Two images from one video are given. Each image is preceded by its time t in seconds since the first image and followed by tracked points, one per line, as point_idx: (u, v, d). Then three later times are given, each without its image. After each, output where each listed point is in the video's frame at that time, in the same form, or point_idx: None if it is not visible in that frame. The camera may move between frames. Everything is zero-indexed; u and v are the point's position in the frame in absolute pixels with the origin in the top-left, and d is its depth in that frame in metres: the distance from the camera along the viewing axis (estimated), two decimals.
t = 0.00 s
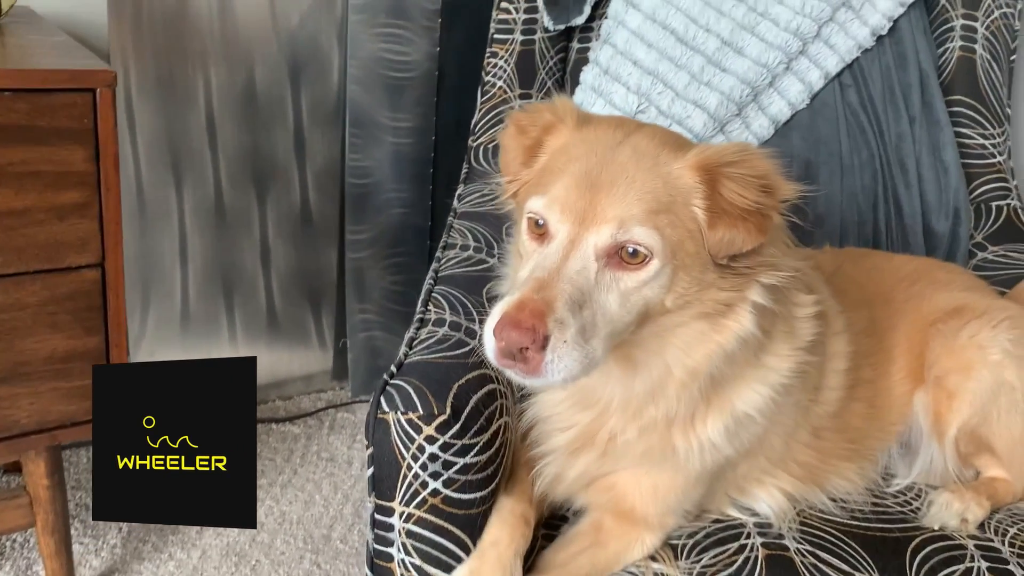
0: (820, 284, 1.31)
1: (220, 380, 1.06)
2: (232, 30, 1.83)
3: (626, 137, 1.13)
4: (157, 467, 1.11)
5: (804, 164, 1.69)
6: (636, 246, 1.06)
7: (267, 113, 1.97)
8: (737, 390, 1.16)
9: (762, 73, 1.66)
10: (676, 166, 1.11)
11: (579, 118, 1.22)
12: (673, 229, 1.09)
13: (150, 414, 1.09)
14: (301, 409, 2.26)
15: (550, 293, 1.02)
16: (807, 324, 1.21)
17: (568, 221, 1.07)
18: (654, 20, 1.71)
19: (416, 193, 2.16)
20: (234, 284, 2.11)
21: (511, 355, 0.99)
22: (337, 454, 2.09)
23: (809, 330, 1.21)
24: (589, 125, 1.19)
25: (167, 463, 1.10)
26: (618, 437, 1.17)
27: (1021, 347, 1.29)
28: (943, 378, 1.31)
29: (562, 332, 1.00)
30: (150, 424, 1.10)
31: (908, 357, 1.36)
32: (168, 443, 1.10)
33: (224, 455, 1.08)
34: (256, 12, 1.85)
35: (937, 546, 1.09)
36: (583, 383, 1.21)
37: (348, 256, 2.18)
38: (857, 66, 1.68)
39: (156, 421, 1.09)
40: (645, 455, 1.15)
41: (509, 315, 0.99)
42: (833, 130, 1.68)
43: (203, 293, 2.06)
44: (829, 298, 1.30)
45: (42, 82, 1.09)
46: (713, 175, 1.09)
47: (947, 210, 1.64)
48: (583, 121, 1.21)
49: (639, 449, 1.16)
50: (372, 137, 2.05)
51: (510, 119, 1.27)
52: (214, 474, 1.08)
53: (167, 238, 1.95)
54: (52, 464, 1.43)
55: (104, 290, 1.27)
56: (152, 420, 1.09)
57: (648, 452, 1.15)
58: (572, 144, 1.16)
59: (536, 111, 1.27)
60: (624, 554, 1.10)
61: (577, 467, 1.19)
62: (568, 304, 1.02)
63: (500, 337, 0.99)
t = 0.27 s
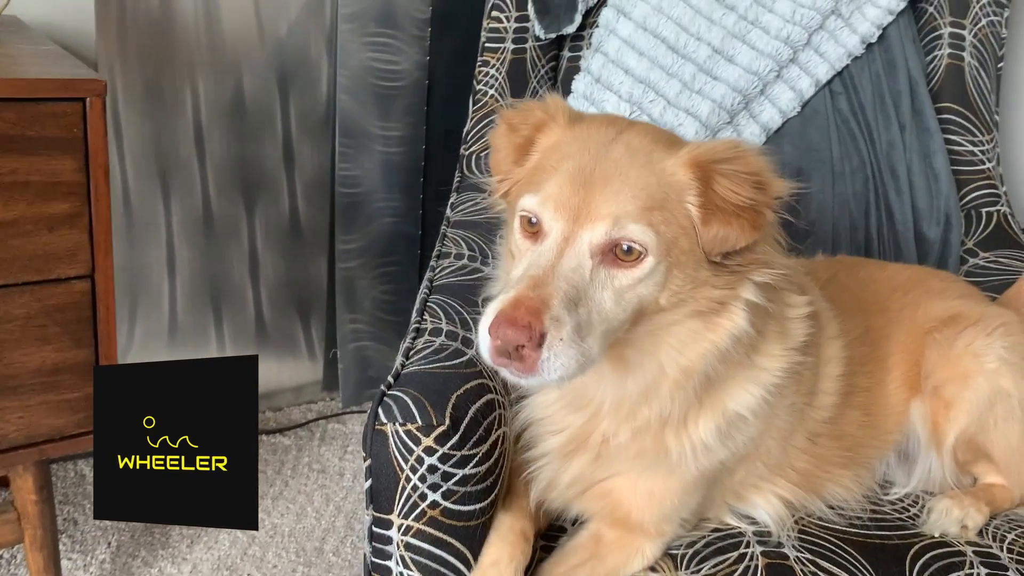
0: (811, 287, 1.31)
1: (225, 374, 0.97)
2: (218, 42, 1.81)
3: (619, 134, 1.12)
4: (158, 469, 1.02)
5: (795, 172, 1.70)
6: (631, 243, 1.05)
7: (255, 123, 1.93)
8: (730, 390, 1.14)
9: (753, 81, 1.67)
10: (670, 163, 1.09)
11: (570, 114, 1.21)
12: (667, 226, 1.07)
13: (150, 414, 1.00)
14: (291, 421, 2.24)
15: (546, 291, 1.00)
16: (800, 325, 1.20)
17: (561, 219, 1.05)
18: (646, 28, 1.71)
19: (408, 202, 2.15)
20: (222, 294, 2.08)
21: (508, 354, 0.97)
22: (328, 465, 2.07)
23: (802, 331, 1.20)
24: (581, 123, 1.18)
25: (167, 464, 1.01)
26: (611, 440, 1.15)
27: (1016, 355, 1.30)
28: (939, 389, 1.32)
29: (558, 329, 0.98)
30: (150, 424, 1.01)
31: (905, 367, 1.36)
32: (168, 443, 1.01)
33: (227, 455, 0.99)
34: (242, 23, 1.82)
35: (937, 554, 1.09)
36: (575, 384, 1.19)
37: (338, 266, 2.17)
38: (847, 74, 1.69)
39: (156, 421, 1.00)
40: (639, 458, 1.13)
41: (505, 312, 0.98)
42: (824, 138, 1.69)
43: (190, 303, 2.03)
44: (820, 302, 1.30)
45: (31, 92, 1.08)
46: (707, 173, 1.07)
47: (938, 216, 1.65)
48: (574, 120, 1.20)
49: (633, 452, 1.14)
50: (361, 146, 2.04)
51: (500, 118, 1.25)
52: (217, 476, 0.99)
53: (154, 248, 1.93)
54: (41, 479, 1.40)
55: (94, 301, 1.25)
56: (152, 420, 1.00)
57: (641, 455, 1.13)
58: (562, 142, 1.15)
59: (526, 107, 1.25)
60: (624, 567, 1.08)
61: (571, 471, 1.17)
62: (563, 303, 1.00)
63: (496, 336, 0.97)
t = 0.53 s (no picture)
0: (804, 288, 1.29)
1: (228, 374, 0.97)
2: (203, 48, 1.79)
3: (612, 126, 1.10)
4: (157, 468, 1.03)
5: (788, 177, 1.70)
6: (625, 233, 1.02)
7: (242, 130, 1.92)
8: (722, 388, 1.10)
9: (744, 87, 1.67)
10: (663, 153, 1.07)
11: (562, 107, 1.20)
12: (661, 217, 1.05)
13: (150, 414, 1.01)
14: (280, 431, 2.21)
15: (539, 281, 0.98)
16: (793, 324, 1.17)
17: (555, 209, 1.03)
18: (637, 35, 1.71)
19: (398, 210, 2.11)
20: (209, 302, 2.05)
21: (500, 343, 0.94)
22: (318, 476, 2.04)
23: (796, 330, 1.17)
24: (573, 115, 1.16)
25: (167, 463, 1.02)
26: (605, 439, 1.12)
27: (1008, 360, 1.30)
28: (933, 397, 1.32)
29: (552, 318, 0.95)
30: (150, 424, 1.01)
31: (900, 373, 1.35)
32: (168, 443, 1.01)
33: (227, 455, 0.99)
34: (225, 29, 1.80)
35: (936, 560, 1.08)
36: (565, 381, 1.15)
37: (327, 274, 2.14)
38: (838, 80, 1.70)
39: (156, 421, 1.01)
40: (634, 459, 1.09)
41: (498, 301, 0.95)
42: (816, 143, 1.69)
43: (177, 311, 2.01)
44: (814, 305, 1.28)
45: (18, 98, 1.05)
46: (699, 163, 1.05)
47: (929, 221, 1.66)
48: (567, 112, 1.18)
49: (627, 453, 1.10)
50: (350, 153, 1.99)
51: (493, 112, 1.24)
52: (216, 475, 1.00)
53: (139, 257, 1.90)
54: (26, 493, 1.37)
55: (81, 310, 1.23)
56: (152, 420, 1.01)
57: (637, 456, 1.09)
58: (555, 134, 1.13)
59: (519, 101, 1.23)
60: None
61: (564, 473, 1.13)
62: (557, 293, 0.98)
63: (489, 326, 0.94)
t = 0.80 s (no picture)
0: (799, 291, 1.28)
1: (226, 377, 1.03)
2: (186, 58, 1.77)
3: (605, 117, 1.09)
4: (159, 467, 1.08)
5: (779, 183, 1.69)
6: (621, 221, 1.01)
7: (227, 140, 1.89)
8: (716, 386, 1.08)
9: (734, 94, 1.68)
10: (659, 142, 1.06)
11: (557, 98, 1.20)
12: (658, 205, 1.04)
13: (150, 414, 1.06)
14: (267, 442, 2.18)
15: (535, 267, 0.96)
16: (788, 324, 1.16)
17: (551, 196, 1.02)
18: (626, 41, 1.71)
19: (385, 218, 2.07)
20: (193, 312, 2.01)
21: (497, 328, 0.93)
22: (306, 488, 2.01)
23: (791, 330, 1.15)
24: (567, 105, 1.16)
25: (168, 463, 1.08)
26: (601, 438, 1.10)
27: (997, 363, 1.30)
28: (925, 403, 1.30)
29: (549, 305, 0.94)
30: (150, 423, 1.06)
31: (892, 378, 1.33)
32: (168, 443, 1.06)
33: (227, 456, 1.04)
34: (207, 35, 1.77)
35: (935, 565, 1.07)
36: (561, 378, 1.14)
37: (313, 283, 2.11)
38: (826, 87, 1.70)
39: (156, 421, 1.06)
40: (632, 460, 1.08)
41: (495, 286, 0.94)
42: (806, 149, 1.69)
43: (161, 321, 1.97)
44: (809, 310, 1.26)
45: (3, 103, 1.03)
46: (695, 151, 1.04)
47: (918, 228, 1.67)
48: (561, 103, 1.18)
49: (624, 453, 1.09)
50: (336, 161, 1.96)
51: (486, 103, 1.23)
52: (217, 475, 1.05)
53: (121, 267, 1.87)
54: (10, 508, 1.34)
55: (67, 320, 1.20)
56: (153, 420, 1.06)
57: (634, 457, 1.08)
58: (549, 125, 1.12)
59: (513, 92, 1.23)
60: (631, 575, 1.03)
61: (562, 475, 1.12)
62: (553, 280, 0.96)
63: (485, 311, 0.93)
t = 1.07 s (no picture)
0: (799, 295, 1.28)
1: (225, 380, 1.10)
2: (173, 67, 1.73)
3: (608, 114, 1.08)
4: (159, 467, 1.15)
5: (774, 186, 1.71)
6: (624, 220, 1.01)
7: (216, 146, 1.86)
8: (718, 387, 1.08)
9: (728, 99, 1.68)
10: (662, 141, 1.06)
11: (557, 97, 1.20)
12: (661, 204, 1.04)
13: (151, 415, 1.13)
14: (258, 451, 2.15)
15: (539, 266, 0.95)
16: (789, 326, 1.15)
17: (554, 195, 1.01)
18: (620, 47, 1.71)
19: (376, 224, 2.06)
20: (183, 320, 1.98)
21: (501, 328, 0.92)
22: (299, 496, 1.98)
23: (791, 333, 1.15)
24: (567, 104, 1.16)
25: (167, 463, 1.15)
26: (602, 442, 1.09)
27: (993, 367, 1.28)
28: (922, 409, 1.29)
29: (554, 304, 0.93)
30: (150, 424, 1.13)
31: (890, 387, 1.32)
32: (168, 443, 1.14)
33: (226, 456, 1.12)
34: (196, 42, 1.74)
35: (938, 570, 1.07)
36: (561, 381, 1.13)
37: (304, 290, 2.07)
38: (820, 92, 1.71)
39: (156, 421, 1.13)
40: (634, 465, 1.07)
41: (498, 285, 0.93)
42: (801, 153, 1.71)
43: (149, 330, 1.94)
44: (809, 317, 1.25)
45: None
46: (698, 150, 1.05)
47: (915, 233, 1.67)
48: (561, 101, 1.19)
49: (626, 456, 1.08)
50: (327, 167, 1.94)
51: (486, 102, 1.23)
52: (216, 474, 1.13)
53: (110, 274, 1.83)
54: None
55: (58, 329, 1.18)
56: (153, 420, 1.13)
57: (636, 461, 1.07)
58: (550, 123, 1.11)
59: (512, 91, 1.24)
60: None
61: (563, 480, 1.10)
62: (558, 279, 0.96)
63: (488, 311, 0.92)
